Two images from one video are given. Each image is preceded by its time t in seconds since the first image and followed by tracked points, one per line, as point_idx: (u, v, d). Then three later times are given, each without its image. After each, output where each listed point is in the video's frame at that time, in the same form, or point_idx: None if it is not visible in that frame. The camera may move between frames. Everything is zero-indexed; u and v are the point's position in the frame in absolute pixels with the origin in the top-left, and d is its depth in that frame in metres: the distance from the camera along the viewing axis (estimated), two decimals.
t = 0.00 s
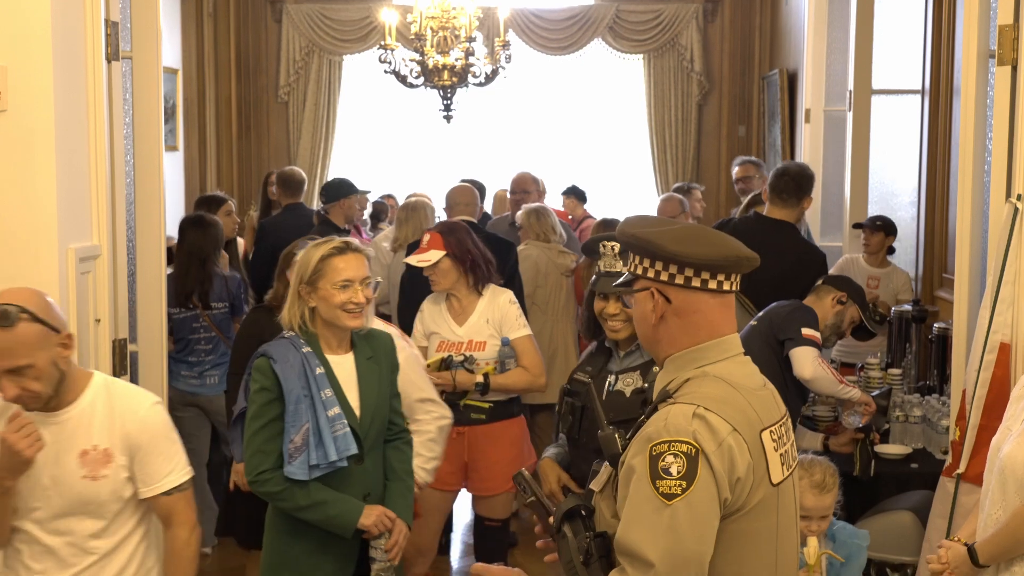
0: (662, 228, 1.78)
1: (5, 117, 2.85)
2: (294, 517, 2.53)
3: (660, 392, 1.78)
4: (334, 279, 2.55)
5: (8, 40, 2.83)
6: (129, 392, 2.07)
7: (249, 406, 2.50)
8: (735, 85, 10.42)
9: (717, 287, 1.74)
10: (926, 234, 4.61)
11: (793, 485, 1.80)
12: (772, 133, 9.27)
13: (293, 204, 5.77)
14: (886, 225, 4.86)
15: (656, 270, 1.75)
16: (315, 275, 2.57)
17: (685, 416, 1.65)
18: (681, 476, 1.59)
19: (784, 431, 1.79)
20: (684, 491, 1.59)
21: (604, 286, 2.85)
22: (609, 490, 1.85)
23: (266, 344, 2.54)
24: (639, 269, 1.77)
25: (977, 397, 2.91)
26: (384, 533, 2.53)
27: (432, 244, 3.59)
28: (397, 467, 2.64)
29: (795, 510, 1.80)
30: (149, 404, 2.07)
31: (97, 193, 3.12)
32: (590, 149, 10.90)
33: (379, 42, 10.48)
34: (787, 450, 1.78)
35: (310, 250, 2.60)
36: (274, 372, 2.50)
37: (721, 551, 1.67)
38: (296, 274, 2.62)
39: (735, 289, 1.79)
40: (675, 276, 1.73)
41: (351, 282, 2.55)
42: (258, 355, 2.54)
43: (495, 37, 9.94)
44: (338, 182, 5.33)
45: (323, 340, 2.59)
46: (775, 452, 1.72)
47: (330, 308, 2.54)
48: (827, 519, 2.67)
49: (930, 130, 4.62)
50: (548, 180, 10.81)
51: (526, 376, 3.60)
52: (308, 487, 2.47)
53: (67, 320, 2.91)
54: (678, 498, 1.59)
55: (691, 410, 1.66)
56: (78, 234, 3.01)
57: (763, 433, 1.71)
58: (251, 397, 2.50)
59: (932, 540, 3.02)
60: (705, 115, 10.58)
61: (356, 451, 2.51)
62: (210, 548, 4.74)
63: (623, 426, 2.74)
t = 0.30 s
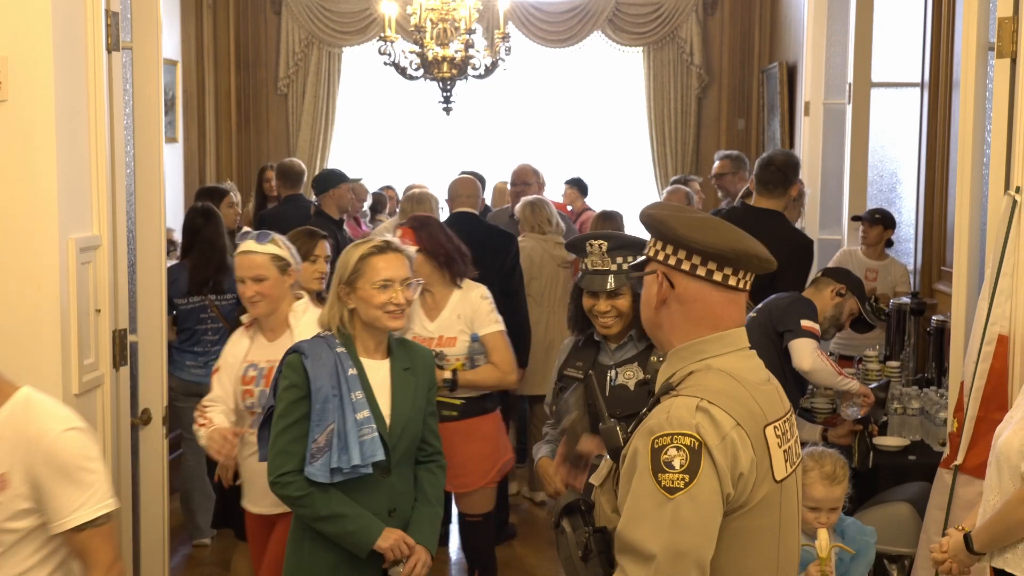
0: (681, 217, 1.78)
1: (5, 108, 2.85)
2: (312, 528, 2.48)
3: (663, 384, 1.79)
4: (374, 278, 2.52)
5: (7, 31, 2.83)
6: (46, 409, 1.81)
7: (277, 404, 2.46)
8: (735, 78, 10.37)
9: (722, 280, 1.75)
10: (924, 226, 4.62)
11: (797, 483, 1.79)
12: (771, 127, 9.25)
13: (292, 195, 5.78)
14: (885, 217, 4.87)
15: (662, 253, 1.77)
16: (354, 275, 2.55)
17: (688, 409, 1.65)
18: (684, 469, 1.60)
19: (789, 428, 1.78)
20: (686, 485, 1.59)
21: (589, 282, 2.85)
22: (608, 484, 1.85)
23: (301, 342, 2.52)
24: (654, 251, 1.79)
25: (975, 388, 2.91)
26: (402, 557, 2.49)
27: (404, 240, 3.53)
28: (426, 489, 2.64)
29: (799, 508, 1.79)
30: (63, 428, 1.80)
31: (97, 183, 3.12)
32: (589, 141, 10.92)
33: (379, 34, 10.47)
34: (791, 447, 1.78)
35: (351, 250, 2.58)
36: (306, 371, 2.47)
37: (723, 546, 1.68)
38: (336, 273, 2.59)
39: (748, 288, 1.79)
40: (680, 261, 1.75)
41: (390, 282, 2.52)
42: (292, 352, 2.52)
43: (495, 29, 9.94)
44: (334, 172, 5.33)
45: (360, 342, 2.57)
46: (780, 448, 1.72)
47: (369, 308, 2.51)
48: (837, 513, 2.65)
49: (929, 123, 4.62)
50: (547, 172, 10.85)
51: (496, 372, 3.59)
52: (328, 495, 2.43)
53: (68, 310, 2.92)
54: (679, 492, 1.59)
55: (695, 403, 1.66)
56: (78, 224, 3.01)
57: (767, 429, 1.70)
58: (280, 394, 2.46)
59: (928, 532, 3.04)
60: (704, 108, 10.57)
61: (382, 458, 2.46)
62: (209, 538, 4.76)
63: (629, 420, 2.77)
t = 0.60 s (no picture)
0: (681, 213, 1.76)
1: (5, 104, 2.85)
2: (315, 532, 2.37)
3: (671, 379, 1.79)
4: (387, 274, 2.38)
5: (6, 28, 2.84)
6: None
7: (279, 404, 2.33)
8: (732, 75, 10.41)
9: (738, 273, 1.74)
10: (922, 221, 4.63)
11: (803, 483, 1.79)
12: (770, 123, 9.26)
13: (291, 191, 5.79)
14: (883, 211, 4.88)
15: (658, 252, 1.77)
16: (366, 268, 2.40)
17: (693, 397, 1.66)
18: (686, 454, 1.61)
19: (798, 428, 1.78)
20: (687, 470, 1.60)
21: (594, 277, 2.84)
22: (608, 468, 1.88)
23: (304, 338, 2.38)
24: (666, 253, 1.76)
25: (973, 381, 2.91)
26: (406, 568, 2.36)
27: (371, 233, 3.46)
28: (434, 493, 2.50)
29: (802, 509, 1.79)
30: None
31: (96, 180, 3.12)
32: (589, 138, 10.92)
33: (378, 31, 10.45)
34: (798, 447, 1.77)
35: (362, 240, 2.45)
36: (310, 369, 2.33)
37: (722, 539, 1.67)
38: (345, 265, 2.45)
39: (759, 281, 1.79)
40: (686, 258, 1.74)
41: (405, 277, 2.39)
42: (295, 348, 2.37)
43: (494, 26, 9.94)
44: (332, 169, 5.34)
45: (367, 338, 2.44)
46: (786, 445, 1.71)
47: (381, 304, 2.38)
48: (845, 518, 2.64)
49: (927, 117, 4.63)
50: (546, 168, 10.84)
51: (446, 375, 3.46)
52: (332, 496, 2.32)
53: (67, 304, 2.92)
54: (679, 477, 1.60)
55: (701, 391, 1.67)
56: (78, 220, 3.01)
57: (774, 425, 1.70)
58: (282, 393, 2.33)
59: (927, 523, 3.05)
60: (703, 104, 10.58)
61: (389, 459, 2.34)
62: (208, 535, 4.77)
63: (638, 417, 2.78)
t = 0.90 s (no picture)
0: (689, 204, 1.76)
1: (4, 98, 2.85)
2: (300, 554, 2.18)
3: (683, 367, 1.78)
4: (354, 273, 2.23)
5: (5, 21, 2.84)
6: None
7: (254, 423, 2.11)
8: (731, 70, 10.42)
9: (748, 262, 1.77)
10: (921, 213, 4.63)
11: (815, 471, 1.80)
12: (768, 117, 9.27)
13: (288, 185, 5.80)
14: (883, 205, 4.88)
15: (660, 241, 1.75)
16: (331, 269, 2.24)
17: (715, 387, 1.65)
18: (705, 446, 1.60)
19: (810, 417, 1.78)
20: (705, 462, 1.59)
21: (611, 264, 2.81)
22: (624, 457, 1.87)
23: (270, 349, 2.17)
24: (691, 242, 1.74)
25: (971, 372, 2.91)
26: None
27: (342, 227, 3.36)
28: (403, 499, 2.36)
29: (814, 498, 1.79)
30: None
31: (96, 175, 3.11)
32: (588, 133, 10.90)
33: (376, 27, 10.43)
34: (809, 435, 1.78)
35: (316, 244, 2.29)
36: (285, 382, 2.13)
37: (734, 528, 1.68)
38: (303, 269, 2.28)
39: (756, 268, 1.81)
40: (702, 248, 1.74)
41: (373, 276, 2.24)
42: (262, 362, 2.15)
43: (493, 21, 9.95)
44: (332, 164, 5.35)
45: (331, 343, 2.27)
46: (800, 433, 1.72)
47: (350, 307, 2.23)
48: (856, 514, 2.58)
49: (925, 110, 4.64)
50: (545, 163, 10.82)
51: (410, 373, 3.33)
52: (321, 514, 2.15)
53: (67, 298, 2.92)
54: (697, 467, 1.59)
55: (722, 382, 1.66)
56: (78, 214, 3.01)
57: (790, 413, 1.71)
58: (256, 412, 2.12)
59: (926, 514, 3.04)
60: (701, 99, 10.59)
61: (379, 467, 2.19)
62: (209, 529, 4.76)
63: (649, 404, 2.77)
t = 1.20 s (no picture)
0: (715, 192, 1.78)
1: (4, 96, 2.84)
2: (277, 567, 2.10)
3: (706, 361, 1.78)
4: (344, 270, 2.17)
5: (5, 18, 2.82)
6: None
7: (232, 439, 2.01)
8: (730, 67, 10.43)
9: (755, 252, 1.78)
10: (921, 208, 4.63)
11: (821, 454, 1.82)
12: (768, 114, 9.27)
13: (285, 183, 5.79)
14: (883, 201, 4.89)
15: (687, 226, 1.74)
16: (324, 267, 2.15)
17: (755, 376, 1.64)
18: (751, 434, 1.57)
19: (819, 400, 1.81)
20: (753, 450, 1.56)
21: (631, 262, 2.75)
22: (652, 455, 1.76)
23: (240, 360, 2.07)
24: (722, 229, 1.74)
25: (974, 368, 2.91)
26: None
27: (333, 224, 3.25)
28: (375, 495, 2.31)
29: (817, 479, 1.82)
30: None
31: (96, 171, 3.10)
32: (587, 131, 10.89)
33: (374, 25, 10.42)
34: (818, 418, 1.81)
35: (304, 243, 2.16)
36: (260, 394, 2.04)
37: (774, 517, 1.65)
38: (292, 270, 2.13)
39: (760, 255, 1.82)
40: (733, 235, 1.74)
41: (356, 272, 2.20)
42: (234, 374, 2.05)
43: (492, 19, 9.97)
44: (331, 162, 5.35)
45: (303, 346, 2.20)
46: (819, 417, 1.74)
47: (342, 305, 2.17)
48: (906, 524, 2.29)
49: (926, 106, 4.64)
50: (545, 161, 10.81)
51: (399, 374, 3.04)
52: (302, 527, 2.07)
53: (68, 294, 2.91)
54: (747, 456, 1.56)
55: (762, 371, 1.65)
56: (78, 211, 2.99)
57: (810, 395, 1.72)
58: (233, 426, 2.01)
59: (928, 511, 3.01)
60: (700, 97, 10.60)
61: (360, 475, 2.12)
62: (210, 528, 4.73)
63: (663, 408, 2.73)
